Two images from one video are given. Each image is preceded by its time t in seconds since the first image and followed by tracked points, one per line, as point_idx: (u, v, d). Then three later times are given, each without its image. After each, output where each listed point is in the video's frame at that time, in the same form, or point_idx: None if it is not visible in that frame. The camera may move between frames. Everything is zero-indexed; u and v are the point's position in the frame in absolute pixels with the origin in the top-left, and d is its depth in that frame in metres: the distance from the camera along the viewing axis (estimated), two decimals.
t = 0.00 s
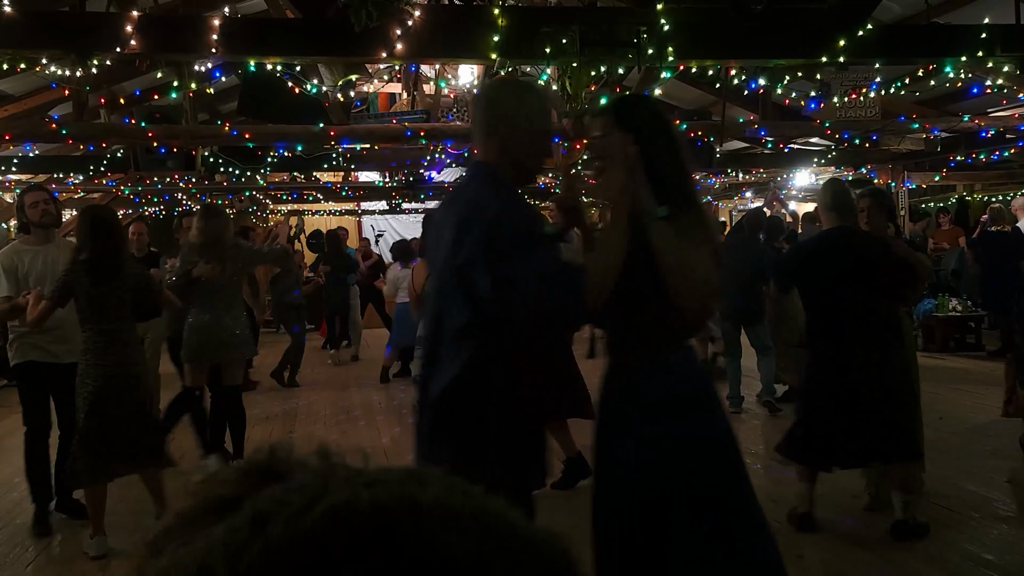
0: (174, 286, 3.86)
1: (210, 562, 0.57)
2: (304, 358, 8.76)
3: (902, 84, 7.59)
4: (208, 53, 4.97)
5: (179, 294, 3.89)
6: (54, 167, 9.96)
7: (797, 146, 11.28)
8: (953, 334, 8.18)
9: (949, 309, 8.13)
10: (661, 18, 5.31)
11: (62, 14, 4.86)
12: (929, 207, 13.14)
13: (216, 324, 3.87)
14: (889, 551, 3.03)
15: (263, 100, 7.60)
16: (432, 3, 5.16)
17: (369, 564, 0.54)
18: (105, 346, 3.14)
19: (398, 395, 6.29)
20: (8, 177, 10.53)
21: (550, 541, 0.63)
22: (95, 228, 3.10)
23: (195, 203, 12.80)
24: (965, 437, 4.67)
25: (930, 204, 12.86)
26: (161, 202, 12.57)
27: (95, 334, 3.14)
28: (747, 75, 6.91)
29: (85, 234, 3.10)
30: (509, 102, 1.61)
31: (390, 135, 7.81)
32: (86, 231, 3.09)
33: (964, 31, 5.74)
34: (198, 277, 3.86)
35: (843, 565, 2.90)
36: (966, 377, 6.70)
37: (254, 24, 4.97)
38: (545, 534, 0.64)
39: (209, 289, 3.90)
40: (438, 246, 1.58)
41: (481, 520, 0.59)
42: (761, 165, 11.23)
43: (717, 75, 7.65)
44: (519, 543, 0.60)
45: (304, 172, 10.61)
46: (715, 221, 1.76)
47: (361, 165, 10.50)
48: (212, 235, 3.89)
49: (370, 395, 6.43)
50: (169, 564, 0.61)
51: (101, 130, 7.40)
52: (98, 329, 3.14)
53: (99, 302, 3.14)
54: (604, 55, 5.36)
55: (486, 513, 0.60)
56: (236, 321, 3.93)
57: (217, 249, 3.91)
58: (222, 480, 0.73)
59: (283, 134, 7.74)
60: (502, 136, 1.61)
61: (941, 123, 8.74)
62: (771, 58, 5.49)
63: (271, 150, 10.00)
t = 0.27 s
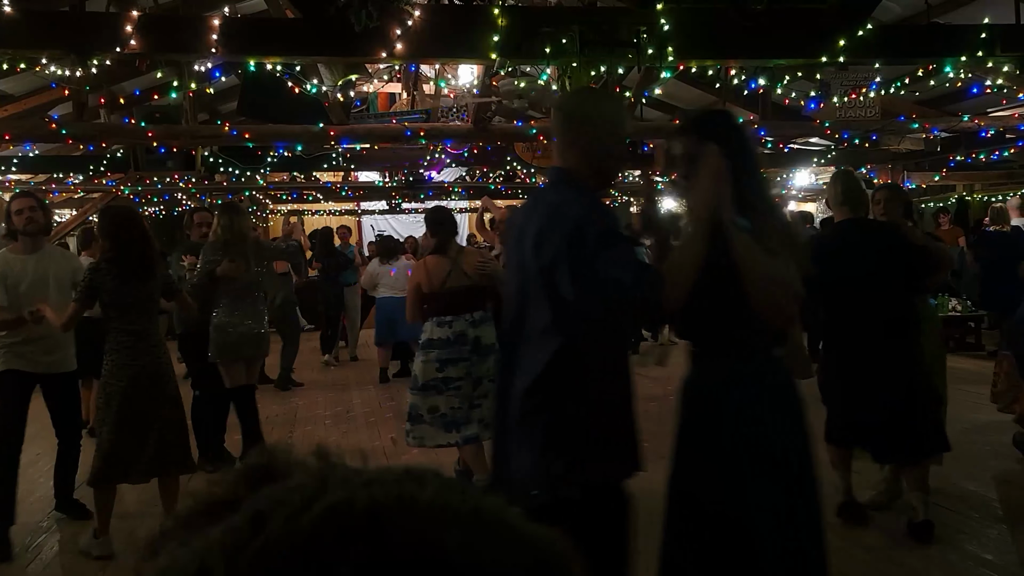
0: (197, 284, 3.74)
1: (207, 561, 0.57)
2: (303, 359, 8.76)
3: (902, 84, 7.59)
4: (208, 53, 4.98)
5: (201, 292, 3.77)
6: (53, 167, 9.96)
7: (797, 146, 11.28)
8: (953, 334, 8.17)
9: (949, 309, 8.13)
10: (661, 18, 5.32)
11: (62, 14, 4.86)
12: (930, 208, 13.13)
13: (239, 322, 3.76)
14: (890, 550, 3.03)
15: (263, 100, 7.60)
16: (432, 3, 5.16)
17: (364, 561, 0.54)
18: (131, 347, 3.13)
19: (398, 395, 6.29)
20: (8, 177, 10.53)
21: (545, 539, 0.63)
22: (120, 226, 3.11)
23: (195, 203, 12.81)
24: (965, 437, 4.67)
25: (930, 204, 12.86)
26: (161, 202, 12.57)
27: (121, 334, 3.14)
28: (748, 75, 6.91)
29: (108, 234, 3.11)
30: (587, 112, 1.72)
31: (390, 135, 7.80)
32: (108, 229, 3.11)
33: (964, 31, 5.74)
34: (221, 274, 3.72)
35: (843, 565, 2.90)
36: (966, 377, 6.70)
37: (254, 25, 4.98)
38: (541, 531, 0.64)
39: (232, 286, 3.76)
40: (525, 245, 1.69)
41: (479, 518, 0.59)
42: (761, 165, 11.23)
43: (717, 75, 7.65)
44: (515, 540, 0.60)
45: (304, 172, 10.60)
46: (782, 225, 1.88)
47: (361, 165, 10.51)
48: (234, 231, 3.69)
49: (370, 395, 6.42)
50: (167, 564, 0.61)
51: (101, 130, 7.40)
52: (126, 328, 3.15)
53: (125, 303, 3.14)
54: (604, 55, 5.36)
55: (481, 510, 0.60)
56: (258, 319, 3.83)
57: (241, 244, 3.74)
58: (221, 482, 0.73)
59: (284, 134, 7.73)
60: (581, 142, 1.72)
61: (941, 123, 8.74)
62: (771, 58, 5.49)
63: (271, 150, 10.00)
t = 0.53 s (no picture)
0: (222, 283, 3.70)
1: (208, 561, 0.57)
2: (303, 358, 8.77)
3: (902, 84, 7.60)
4: (208, 53, 4.98)
5: (224, 291, 3.74)
6: (53, 167, 9.96)
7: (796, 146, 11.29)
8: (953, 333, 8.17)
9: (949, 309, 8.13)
10: (661, 18, 5.31)
11: (62, 14, 4.86)
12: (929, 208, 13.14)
13: (264, 322, 3.71)
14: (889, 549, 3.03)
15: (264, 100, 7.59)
16: (432, 3, 5.16)
17: (364, 561, 0.54)
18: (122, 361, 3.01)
19: (398, 395, 6.29)
20: (8, 177, 10.53)
21: (545, 538, 0.63)
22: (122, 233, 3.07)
23: (194, 203, 12.81)
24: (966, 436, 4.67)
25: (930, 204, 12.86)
26: (161, 202, 12.58)
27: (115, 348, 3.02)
28: (748, 75, 6.91)
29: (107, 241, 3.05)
30: (678, 119, 1.76)
31: (390, 135, 7.80)
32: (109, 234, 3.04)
33: (964, 30, 5.74)
34: (248, 274, 3.72)
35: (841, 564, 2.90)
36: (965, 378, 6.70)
37: (254, 25, 4.98)
38: (542, 530, 0.64)
39: (257, 287, 3.75)
40: (613, 247, 1.71)
41: (481, 519, 0.59)
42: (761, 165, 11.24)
43: (717, 75, 7.65)
44: (516, 540, 0.60)
45: (304, 172, 10.61)
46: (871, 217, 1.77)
47: (361, 165, 10.52)
48: (258, 229, 3.77)
49: (369, 395, 6.42)
50: (167, 564, 0.61)
51: (101, 130, 7.39)
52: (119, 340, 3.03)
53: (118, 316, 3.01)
54: (604, 55, 5.36)
55: (482, 509, 0.60)
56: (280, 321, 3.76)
57: (265, 245, 3.78)
58: (221, 483, 0.73)
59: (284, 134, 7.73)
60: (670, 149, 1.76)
61: (941, 123, 8.75)
62: (771, 58, 5.49)
63: (272, 150, 10.00)
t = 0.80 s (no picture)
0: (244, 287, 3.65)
1: (207, 561, 0.57)
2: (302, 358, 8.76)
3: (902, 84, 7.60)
4: (208, 53, 4.98)
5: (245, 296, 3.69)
6: (53, 168, 9.95)
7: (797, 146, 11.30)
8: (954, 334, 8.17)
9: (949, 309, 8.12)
10: (661, 18, 5.31)
11: (62, 15, 4.86)
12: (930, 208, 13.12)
13: (281, 325, 3.67)
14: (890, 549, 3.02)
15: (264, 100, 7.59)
16: (432, 3, 5.16)
17: (363, 561, 0.53)
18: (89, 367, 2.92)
19: (399, 395, 6.28)
20: (8, 178, 10.53)
21: (545, 538, 0.63)
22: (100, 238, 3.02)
23: (195, 203, 12.80)
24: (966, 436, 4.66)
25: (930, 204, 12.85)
26: (161, 203, 12.57)
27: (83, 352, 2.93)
28: (748, 75, 6.90)
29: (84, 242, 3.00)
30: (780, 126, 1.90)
31: (390, 135, 7.80)
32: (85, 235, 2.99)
33: (964, 30, 5.74)
34: (268, 279, 3.68)
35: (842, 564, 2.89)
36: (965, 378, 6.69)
37: (255, 25, 4.98)
38: (541, 531, 0.64)
39: (277, 291, 3.72)
40: (722, 240, 1.82)
41: (480, 520, 0.59)
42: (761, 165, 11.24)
43: (717, 75, 7.65)
44: (517, 541, 0.60)
45: (304, 172, 10.60)
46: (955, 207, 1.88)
47: (361, 165, 10.52)
48: (275, 232, 3.76)
49: (369, 395, 6.42)
50: (165, 565, 0.61)
51: (101, 130, 7.39)
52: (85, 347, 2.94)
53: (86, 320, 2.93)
54: (604, 54, 5.35)
55: (481, 509, 0.60)
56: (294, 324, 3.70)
57: (282, 248, 3.77)
58: (219, 485, 0.73)
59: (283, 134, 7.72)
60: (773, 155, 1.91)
61: (941, 123, 8.74)
62: (771, 58, 5.49)
63: (272, 150, 10.00)
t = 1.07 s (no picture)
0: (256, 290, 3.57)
1: (206, 561, 0.57)
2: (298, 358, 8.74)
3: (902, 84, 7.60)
4: (208, 53, 4.98)
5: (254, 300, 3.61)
6: (53, 167, 9.95)
7: (797, 146, 11.31)
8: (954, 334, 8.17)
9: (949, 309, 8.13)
10: (661, 18, 5.31)
11: (62, 14, 4.86)
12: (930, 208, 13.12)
13: (286, 333, 3.65)
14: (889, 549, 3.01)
15: (264, 99, 7.59)
16: (432, 3, 5.16)
17: (363, 557, 0.54)
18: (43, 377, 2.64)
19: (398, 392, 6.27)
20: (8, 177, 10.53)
21: (542, 538, 0.63)
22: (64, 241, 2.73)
23: (194, 203, 12.80)
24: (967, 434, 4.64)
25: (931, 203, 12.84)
26: (161, 202, 12.57)
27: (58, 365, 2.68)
28: (747, 75, 6.91)
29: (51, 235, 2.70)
30: (866, 105, 1.91)
31: (390, 135, 7.80)
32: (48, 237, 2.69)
33: (964, 30, 5.74)
34: (277, 282, 3.64)
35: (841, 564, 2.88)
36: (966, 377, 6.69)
37: (254, 25, 4.98)
38: (537, 529, 0.64)
39: (285, 294, 3.68)
40: (819, 217, 1.82)
41: (477, 518, 0.59)
42: (761, 165, 11.23)
43: (717, 75, 7.66)
44: (514, 538, 0.60)
45: (303, 172, 10.60)
46: None
47: (361, 165, 10.52)
48: (284, 233, 3.76)
49: (369, 395, 6.41)
50: (165, 565, 0.61)
51: (101, 129, 7.38)
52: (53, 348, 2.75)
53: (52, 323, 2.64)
54: (604, 54, 5.35)
55: (479, 508, 0.61)
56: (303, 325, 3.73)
57: (291, 250, 3.76)
58: (216, 487, 0.73)
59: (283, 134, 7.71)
60: (863, 130, 1.90)
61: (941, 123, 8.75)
62: (770, 58, 5.50)
63: (272, 151, 10.00)
